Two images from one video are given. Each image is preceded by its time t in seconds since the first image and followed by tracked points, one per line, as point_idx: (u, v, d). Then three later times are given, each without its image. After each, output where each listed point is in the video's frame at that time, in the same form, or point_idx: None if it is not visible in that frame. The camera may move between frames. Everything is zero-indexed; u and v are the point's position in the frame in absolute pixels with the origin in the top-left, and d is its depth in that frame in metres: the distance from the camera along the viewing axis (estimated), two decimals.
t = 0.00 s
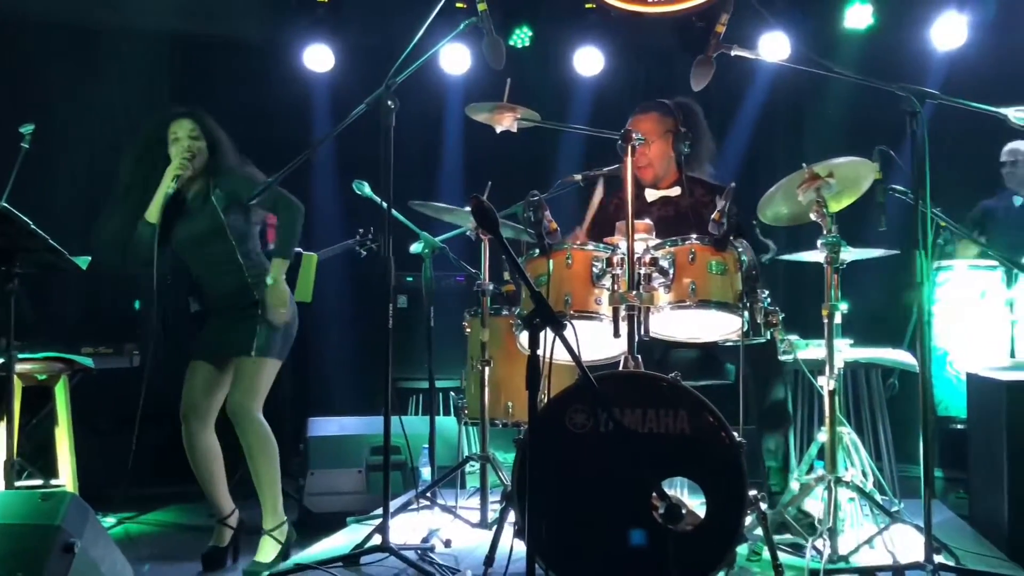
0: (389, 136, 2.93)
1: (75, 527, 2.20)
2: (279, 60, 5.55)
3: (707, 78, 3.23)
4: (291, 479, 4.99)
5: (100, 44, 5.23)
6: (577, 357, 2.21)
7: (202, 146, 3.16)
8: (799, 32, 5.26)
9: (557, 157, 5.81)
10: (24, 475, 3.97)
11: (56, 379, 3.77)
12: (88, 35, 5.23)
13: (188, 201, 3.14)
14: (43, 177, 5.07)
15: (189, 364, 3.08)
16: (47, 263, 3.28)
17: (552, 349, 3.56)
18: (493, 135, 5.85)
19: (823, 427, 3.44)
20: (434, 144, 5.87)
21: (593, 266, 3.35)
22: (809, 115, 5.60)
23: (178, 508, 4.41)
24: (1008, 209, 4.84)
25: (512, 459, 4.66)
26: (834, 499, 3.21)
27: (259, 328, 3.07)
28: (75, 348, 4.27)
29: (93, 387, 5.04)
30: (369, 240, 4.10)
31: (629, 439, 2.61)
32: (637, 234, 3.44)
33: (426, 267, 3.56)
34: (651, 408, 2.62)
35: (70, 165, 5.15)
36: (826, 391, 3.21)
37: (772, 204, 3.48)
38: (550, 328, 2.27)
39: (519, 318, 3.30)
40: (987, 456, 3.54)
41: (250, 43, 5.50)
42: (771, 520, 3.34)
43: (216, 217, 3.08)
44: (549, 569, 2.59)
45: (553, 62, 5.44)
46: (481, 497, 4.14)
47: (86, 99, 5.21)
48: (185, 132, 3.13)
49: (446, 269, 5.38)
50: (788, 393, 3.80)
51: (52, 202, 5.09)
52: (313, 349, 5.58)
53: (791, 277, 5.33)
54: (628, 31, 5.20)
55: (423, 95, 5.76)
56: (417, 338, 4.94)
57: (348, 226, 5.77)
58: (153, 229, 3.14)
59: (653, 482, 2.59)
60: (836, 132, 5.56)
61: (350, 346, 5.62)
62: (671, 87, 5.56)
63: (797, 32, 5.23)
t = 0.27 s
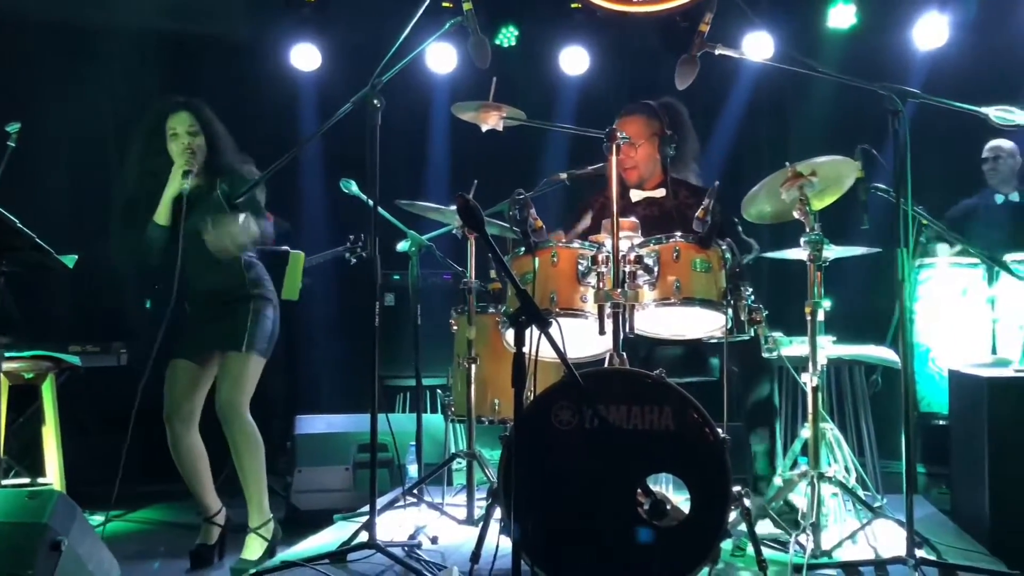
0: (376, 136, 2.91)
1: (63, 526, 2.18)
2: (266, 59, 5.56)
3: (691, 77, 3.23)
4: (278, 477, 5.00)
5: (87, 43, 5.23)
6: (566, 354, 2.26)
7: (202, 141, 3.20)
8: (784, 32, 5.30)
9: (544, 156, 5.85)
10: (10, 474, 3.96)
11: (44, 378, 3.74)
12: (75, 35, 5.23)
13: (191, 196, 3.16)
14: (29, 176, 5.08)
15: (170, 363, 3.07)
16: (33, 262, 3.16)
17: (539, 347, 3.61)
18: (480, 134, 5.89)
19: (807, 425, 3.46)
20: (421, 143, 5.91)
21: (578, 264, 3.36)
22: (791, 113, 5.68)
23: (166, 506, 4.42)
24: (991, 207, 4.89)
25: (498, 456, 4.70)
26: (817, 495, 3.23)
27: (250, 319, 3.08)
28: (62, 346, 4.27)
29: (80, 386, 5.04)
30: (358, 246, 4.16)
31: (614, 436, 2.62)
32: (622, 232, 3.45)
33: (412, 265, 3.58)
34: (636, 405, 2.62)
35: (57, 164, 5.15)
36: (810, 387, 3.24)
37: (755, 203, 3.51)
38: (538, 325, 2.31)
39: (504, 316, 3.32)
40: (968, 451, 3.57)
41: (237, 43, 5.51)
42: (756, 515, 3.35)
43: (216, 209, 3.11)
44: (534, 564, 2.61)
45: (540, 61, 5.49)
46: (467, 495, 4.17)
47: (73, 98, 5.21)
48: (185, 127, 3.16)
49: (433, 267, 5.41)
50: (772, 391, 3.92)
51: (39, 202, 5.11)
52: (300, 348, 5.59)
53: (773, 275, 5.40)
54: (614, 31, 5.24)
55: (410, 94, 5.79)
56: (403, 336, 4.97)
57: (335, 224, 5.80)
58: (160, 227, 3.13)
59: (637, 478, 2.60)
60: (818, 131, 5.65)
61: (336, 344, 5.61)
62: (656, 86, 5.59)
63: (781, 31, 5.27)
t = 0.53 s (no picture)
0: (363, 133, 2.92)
1: (51, 523, 2.18)
2: (255, 57, 5.57)
3: (676, 76, 3.21)
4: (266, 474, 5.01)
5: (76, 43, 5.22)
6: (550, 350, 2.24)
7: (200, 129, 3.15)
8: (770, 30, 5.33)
9: (531, 154, 5.89)
10: None
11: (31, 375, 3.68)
12: (62, 32, 5.22)
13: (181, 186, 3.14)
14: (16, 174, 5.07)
15: (167, 356, 3.11)
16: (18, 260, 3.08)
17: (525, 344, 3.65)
18: (468, 132, 5.91)
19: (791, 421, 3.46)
20: (410, 141, 5.93)
21: (565, 261, 3.38)
22: (776, 113, 5.67)
23: (155, 503, 4.42)
24: (975, 202, 4.94)
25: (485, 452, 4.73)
26: (801, 490, 3.25)
27: (250, 318, 3.09)
28: (50, 344, 4.27)
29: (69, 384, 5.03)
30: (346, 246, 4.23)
31: (600, 432, 2.63)
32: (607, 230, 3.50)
33: (399, 263, 3.61)
34: (622, 401, 2.63)
35: (45, 161, 5.14)
36: (794, 383, 3.24)
37: (739, 201, 3.54)
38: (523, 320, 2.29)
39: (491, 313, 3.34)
40: (951, 445, 3.60)
41: (225, 41, 5.52)
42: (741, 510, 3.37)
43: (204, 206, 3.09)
44: (519, 559, 2.61)
45: (527, 59, 5.52)
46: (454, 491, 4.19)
47: (61, 96, 5.20)
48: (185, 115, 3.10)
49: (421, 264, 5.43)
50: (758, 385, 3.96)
51: (25, 199, 5.07)
52: (289, 346, 5.60)
53: (758, 272, 5.44)
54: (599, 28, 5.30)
55: (399, 92, 5.82)
56: (391, 333, 4.99)
57: (324, 222, 5.81)
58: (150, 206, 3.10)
59: (623, 474, 2.61)
60: (806, 128, 5.64)
61: (323, 341, 5.62)
62: (643, 84, 5.63)
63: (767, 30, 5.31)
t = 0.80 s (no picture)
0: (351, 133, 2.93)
1: (39, 521, 2.18)
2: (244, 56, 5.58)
3: (664, 77, 3.20)
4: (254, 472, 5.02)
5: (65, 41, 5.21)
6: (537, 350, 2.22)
7: (204, 132, 3.15)
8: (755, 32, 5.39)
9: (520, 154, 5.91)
10: None
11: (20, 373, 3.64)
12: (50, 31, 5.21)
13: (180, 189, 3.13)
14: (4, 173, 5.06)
15: (166, 359, 3.11)
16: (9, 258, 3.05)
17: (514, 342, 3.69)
18: (457, 131, 5.94)
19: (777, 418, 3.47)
20: (399, 140, 5.94)
21: (553, 259, 3.40)
22: (762, 112, 5.78)
23: (143, 501, 4.42)
24: (953, 200, 5.04)
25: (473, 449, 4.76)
26: (787, 488, 3.27)
27: (248, 319, 3.11)
28: (38, 342, 4.27)
29: (57, 383, 5.03)
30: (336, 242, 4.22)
31: (587, 430, 2.65)
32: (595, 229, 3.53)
33: (388, 261, 3.62)
34: (609, 399, 2.65)
35: (33, 160, 5.13)
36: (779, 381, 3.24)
37: (725, 201, 3.56)
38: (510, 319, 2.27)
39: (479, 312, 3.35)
40: (934, 443, 3.64)
41: (215, 40, 5.53)
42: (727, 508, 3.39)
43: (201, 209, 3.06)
44: (508, 556, 2.61)
45: (516, 59, 5.55)
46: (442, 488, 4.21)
47: (50, 94, 5.19)
48: (189, 116, 3.09)
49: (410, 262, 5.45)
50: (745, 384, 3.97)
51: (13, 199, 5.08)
52: (278, 343, 5.61)
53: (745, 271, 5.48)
54: (587, 28, 5.35)
55: (388, 91, 5.84)
56: (380, 331, 5.01)
57: (314, 220, 5.82)
58: (160, 217, 3.08)
59: (610, 472, 2.63)
60: (789, 130, 5.75)
61: (312, 339, 5.64)
62: (631, 85, 5.67)
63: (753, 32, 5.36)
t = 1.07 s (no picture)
0: (341, 132, 2.94)
1: (26, 519, 2.17)
2: (233, 54, 5.59)
3: (651, 76, 3.22)
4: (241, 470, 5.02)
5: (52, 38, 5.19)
6: (527, 349, 2.21)
7: (202, 119, 3.13)
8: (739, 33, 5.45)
9: (507, 153, 5.94)
10: None
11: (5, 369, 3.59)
12: (37, 27, 5.18)
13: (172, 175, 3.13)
14: None
15: (155, 355, 3.10)
16: None
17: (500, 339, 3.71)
18: (445, 130, 5.96)
19: (764, 416, 3.52)
20: (387, 138, 5.95)
21: (540, 258, 3.40)
22: (747, 111, 5.83)
23: (130, 498, 4.42)
24: (938, 200, 5.09)
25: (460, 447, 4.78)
26: (773, 484, 3.30)
27: (238, 316, 3.11)
28: (25, 339, 4.26)
29: (43, 380, 5.01)
30: (319, 231, 4.05)
31: (574, 427, 2.65)
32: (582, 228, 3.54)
33: (376, 259, 3.63)
34: (596, 397, 2.65)
35: (20, 156, 5.11)
36: (765, 379, 3.28)
37: (711, 200, 3.59)
38: (499, 317, 2.26)
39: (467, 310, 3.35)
40: (918, 439, 3.67)
41: (203, 38, 5.53)
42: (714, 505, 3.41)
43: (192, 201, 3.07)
44: (495, 552, 2.63)
45: (503, 58, 5.59)
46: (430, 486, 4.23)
47: (38, 90, 5.17)
48: (188, 103, 3.07)
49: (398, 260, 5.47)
50: (729, 383, 4.10)
51: None
52: (265, 341, 5.61)
53: (731, 269, 5.52)
54: (574, 28, 5.42)
55: (376, 90, 5.86)
56: (367, 329, 5.03)
57: (301, 219, 5.83)
58: (144, 196, 3.03)
59: (597, 468, 2.63)
60: (774, 129, 5.79)
61: (300, 337, 5.64)
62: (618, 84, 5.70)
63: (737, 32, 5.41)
